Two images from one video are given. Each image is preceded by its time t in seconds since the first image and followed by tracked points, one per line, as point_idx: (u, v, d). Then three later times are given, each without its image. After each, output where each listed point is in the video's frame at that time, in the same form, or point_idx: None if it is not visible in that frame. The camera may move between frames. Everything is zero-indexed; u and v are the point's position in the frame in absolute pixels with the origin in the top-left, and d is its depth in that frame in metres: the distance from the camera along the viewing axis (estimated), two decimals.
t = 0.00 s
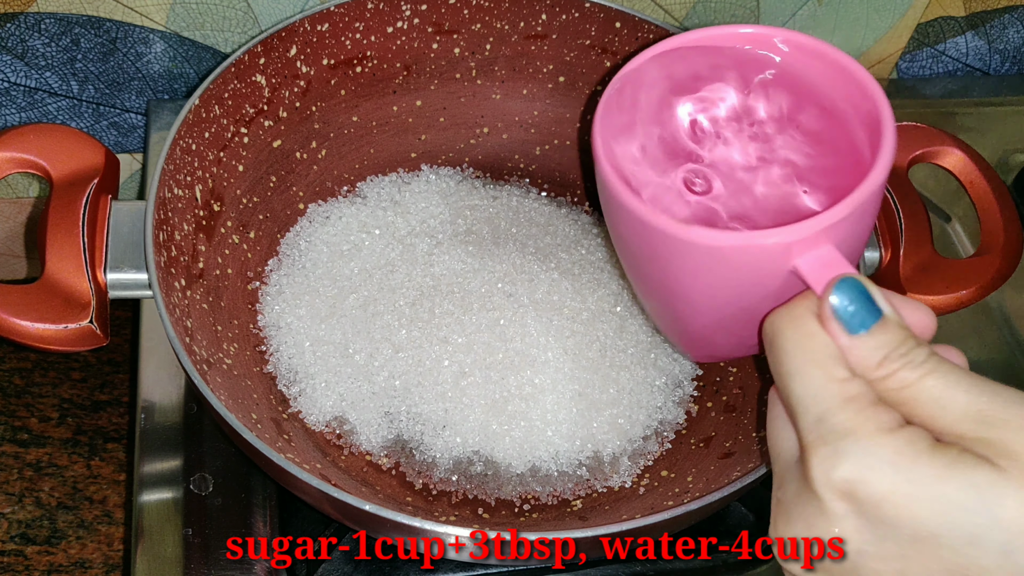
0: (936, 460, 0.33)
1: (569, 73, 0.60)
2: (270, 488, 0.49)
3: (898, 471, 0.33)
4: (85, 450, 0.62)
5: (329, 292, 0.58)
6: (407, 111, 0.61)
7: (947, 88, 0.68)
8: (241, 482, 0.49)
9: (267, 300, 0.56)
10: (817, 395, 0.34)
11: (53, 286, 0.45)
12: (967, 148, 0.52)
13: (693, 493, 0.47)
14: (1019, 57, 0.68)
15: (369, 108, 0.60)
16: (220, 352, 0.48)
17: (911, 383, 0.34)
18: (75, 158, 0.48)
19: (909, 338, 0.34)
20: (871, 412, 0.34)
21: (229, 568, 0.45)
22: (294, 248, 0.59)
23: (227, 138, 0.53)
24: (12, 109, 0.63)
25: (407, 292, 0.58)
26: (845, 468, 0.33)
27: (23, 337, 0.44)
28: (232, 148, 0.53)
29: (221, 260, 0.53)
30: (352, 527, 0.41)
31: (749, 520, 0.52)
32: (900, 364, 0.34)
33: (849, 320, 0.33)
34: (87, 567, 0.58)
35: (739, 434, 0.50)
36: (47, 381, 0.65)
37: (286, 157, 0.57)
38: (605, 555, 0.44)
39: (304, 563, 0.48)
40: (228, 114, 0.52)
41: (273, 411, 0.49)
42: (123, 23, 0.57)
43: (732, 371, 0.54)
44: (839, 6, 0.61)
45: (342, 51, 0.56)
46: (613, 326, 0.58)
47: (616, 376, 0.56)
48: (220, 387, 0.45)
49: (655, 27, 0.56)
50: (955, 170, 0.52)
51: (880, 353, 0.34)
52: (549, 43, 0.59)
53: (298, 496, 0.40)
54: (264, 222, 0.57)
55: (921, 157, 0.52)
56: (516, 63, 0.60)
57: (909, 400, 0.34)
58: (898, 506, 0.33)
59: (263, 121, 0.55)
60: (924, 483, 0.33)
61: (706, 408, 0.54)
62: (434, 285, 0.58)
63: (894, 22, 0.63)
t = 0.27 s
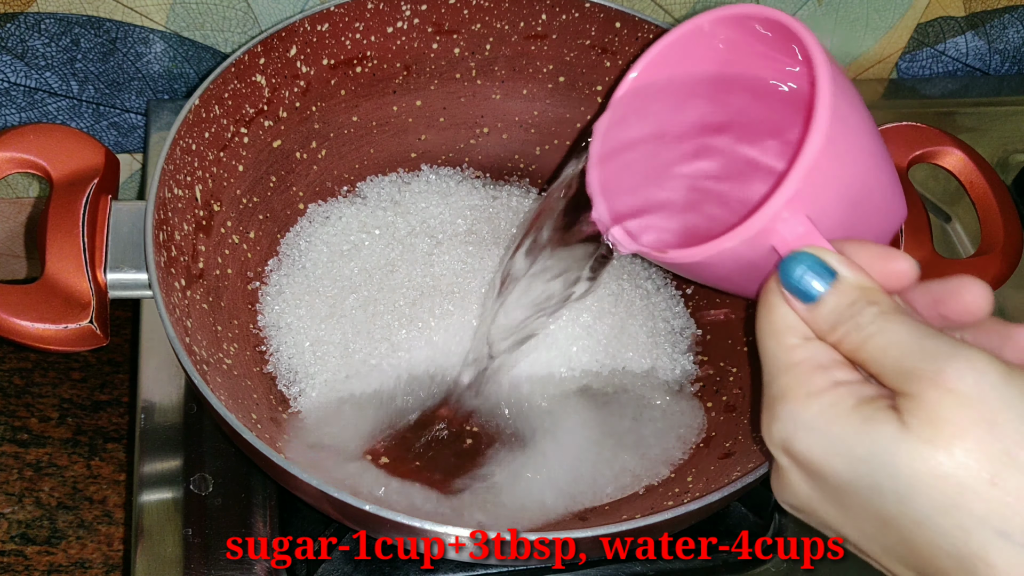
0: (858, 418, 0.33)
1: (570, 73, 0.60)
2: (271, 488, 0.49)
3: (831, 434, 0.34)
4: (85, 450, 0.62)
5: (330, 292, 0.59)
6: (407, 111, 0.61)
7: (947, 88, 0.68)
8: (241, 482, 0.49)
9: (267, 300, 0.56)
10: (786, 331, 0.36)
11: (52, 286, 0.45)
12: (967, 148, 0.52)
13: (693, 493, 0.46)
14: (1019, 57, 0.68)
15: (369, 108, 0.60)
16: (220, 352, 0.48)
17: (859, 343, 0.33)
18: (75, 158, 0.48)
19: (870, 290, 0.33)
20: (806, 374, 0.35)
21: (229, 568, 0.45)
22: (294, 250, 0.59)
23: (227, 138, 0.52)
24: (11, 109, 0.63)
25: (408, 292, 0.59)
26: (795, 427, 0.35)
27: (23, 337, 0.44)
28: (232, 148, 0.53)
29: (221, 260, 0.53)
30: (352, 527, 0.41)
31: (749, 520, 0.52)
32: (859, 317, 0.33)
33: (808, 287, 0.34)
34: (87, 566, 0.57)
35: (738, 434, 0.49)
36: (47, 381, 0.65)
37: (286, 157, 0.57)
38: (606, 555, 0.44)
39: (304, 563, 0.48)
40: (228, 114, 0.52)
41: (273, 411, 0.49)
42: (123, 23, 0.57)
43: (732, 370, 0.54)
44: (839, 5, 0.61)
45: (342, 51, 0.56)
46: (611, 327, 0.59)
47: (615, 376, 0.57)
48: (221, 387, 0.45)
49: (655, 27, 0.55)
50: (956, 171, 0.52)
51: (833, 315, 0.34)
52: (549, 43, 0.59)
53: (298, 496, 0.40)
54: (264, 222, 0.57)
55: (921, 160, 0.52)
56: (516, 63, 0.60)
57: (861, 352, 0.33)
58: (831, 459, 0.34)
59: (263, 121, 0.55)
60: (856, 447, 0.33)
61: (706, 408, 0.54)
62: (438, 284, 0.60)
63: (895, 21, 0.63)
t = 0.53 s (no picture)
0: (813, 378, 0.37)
1: (569, 73, 0.60)
2: (271, 488, 0.49)
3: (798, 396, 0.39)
4: (85, 450, 0.62)
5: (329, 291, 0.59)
6: (407, 111, 0.61)
7: (947, 88, 0.68)
8: (241, 482, 0.49)
9: (267, 300, 0.56)
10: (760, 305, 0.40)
11: (52, 286, 0.45)
12: (966, 148, 0.52)
13: (693, 493, 0.47)
14: (1019, 57, 0.68)
15: (369, 108, 0.60)
16: (219, 352, 0.48)
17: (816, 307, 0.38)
18: (75, 158, 0.48)
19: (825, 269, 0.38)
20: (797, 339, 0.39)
21: (229, 568, 0.45)
22: (292, 249, 0.59)
23: (227, 138, 0.52)
24: (11, 109, 0.63)
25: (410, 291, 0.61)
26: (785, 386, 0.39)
27: (23, 337, 0.44)
28: (232, 148, 0.53)
29: (220, 260, 0.53)
30: (352, 527, 0.41)
31: (749, 520, 0.52)
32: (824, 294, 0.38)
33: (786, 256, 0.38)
34: (87, 566, 0.57)
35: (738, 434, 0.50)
36: (47, 381, 0.65)
37: (286, 157, 0.57)
38: (605, 555, 0.44)
39: (304, 564, 0.48)
40: (228, 114, 0.52)
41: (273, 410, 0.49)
42: (123, 23, 0.57)
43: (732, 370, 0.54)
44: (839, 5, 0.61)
45: (342, 51, 0.56)
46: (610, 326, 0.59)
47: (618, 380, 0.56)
48: (220, 387, 0.45)
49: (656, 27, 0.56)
50: (956, 171, 0.52)
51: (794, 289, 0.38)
52: (549, 43, 0.59)
53: (299, 496, 0.40)
54: (264, 223, 0.57)
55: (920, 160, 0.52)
56: (516, 63, 0.60)
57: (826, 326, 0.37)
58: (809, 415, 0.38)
59: (263, 121, 0.55)
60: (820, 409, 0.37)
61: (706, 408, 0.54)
62: (436, 278, 0.61)
63: (895, 21, 0.63)
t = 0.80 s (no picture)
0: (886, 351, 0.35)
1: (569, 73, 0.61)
2: (271, 488, 0.49)
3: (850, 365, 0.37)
4: (85, 450, 0.62)
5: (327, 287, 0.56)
6: (407, 111, 0.61)
7: (947, 88, 0.68)
8: (241, 481, 0.49)
9: (249, 296, 0.54)
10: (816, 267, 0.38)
11: (53, 286, 0.45)
12: (966, 148, 0.52)
13: (693, 493, 0.47)
14: (1019, 57, 0.68)
15: (369, 108, 0.60)
16: (219, 352, 0.48)
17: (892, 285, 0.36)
18: (75, 158, 0.48)
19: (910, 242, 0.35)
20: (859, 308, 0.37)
21: (229, 568, 0.45)
22: (289, 246, 0.57)
23: (227, 138, 0.53)
24: (11, 109, 0.63)
25: (405, 292, 0.58)
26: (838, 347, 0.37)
27: (23, 337, 0.44)
28: (232, 148, 0.53)
29: (220, 260, 0.53)
30: (352, 528, 0.41)
31: (749, 520, 0.52)
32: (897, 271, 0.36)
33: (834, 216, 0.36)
34: (87, 566, 0.58)
35: (739, 434, 0.50)
36: (47, 381, 0.65)
37: (286, 157, 0.57)
38: (605, 555, 0.44)
39: (304, 563, 0.48)
40: (228, 114, 0.52)
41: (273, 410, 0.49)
42: (123, 23, 0.58)
43: (733, 370, 0.55)
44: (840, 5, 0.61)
45: (342, 51, 0.56)
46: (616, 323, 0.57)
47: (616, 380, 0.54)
48: (220, 387, 0.45)
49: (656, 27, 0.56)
50: (955, 171, 0.52)
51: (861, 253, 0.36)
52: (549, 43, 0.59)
53: (299, 496, 0.40)
54: (264, 222, 0.57)
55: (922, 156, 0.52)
56: (516, 63, 0.60)
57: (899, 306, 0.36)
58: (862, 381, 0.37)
59: (263, 121, 0.55)
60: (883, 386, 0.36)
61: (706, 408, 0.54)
62: (435, 273, 0.59)
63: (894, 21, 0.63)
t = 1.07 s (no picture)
0: (997, 422, 0.33)
1: (569, 73, 0.61)
2: (271, 488, 0.49)
3: (927, 441, 0.33)
4: (85, 450, 0.62)
5: (322, 288, 0.55)
6: (407, 111, 0.61)
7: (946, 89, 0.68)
8: (241, 482, 0.49)
9: (256, 292, 0.54)
10: (882, 339, 0.34)
11: (52, 286, 0.45)
12: (965, 148, 0.52)
13: (693, 493, 0.47)
14: (1020, 57, 0.68)
15: (369, 108, 0.60)
16: (220, 352, 0.48)
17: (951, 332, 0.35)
18: (75, 158, 0.48)
19: (969, 297, 0.35)
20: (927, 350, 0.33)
21: (230, 568, 0.45)
22: (284, 248, 0.56)
23: (227, 138, 0.53)
24: (12, 109, 0.63)
25: (404, 287, 0.56)
26: (923, 408, 0.33)
27: (23, 337, 0.44)
28: (232, 148, 0.53)
29: (220, 260, 0.53)
30: (353, 528, 0.41)
31: (749, 520, 0.52)
32: (962, 318, 0.35)
33: (925, 271, 0.34)
34: (87, 566, 0.58)
35: (739, 434, 0.50)
36: (47, 381, 0.65)
37: (285, 157, 0.57)
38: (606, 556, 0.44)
39: (304, 564, 0.48)
40: (228, 114, 0.52)
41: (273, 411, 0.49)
42: (123, 23, 0.57)
43: (733, 369, 0.55)
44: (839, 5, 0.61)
45: (342, 51, 0.56)
46: (618, 321, 0.56)
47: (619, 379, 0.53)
48: (220, 387, 0.45)
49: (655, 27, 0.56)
50: (955, 171, 0.52)
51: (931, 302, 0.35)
52: (549, 43, 0.59)
53: (299, 496, 0.40)
54: (265, 222, 0.57)
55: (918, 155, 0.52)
56: (516, 63, 0.60)
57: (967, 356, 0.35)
58: (962, 459, 0.33)
59: (263, 121, 0.55)
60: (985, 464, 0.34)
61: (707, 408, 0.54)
62: (434, 273, 0.57)
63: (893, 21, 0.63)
